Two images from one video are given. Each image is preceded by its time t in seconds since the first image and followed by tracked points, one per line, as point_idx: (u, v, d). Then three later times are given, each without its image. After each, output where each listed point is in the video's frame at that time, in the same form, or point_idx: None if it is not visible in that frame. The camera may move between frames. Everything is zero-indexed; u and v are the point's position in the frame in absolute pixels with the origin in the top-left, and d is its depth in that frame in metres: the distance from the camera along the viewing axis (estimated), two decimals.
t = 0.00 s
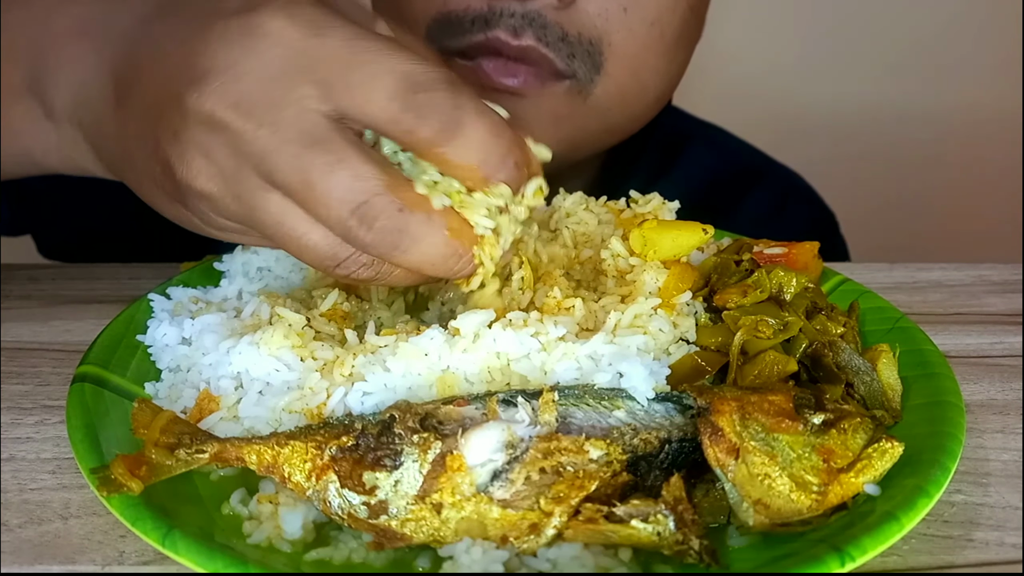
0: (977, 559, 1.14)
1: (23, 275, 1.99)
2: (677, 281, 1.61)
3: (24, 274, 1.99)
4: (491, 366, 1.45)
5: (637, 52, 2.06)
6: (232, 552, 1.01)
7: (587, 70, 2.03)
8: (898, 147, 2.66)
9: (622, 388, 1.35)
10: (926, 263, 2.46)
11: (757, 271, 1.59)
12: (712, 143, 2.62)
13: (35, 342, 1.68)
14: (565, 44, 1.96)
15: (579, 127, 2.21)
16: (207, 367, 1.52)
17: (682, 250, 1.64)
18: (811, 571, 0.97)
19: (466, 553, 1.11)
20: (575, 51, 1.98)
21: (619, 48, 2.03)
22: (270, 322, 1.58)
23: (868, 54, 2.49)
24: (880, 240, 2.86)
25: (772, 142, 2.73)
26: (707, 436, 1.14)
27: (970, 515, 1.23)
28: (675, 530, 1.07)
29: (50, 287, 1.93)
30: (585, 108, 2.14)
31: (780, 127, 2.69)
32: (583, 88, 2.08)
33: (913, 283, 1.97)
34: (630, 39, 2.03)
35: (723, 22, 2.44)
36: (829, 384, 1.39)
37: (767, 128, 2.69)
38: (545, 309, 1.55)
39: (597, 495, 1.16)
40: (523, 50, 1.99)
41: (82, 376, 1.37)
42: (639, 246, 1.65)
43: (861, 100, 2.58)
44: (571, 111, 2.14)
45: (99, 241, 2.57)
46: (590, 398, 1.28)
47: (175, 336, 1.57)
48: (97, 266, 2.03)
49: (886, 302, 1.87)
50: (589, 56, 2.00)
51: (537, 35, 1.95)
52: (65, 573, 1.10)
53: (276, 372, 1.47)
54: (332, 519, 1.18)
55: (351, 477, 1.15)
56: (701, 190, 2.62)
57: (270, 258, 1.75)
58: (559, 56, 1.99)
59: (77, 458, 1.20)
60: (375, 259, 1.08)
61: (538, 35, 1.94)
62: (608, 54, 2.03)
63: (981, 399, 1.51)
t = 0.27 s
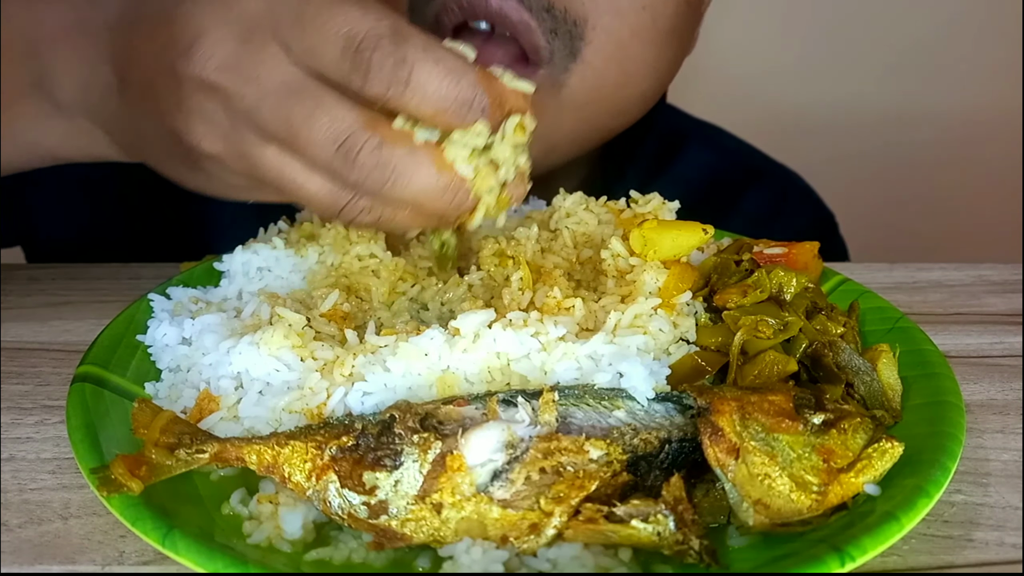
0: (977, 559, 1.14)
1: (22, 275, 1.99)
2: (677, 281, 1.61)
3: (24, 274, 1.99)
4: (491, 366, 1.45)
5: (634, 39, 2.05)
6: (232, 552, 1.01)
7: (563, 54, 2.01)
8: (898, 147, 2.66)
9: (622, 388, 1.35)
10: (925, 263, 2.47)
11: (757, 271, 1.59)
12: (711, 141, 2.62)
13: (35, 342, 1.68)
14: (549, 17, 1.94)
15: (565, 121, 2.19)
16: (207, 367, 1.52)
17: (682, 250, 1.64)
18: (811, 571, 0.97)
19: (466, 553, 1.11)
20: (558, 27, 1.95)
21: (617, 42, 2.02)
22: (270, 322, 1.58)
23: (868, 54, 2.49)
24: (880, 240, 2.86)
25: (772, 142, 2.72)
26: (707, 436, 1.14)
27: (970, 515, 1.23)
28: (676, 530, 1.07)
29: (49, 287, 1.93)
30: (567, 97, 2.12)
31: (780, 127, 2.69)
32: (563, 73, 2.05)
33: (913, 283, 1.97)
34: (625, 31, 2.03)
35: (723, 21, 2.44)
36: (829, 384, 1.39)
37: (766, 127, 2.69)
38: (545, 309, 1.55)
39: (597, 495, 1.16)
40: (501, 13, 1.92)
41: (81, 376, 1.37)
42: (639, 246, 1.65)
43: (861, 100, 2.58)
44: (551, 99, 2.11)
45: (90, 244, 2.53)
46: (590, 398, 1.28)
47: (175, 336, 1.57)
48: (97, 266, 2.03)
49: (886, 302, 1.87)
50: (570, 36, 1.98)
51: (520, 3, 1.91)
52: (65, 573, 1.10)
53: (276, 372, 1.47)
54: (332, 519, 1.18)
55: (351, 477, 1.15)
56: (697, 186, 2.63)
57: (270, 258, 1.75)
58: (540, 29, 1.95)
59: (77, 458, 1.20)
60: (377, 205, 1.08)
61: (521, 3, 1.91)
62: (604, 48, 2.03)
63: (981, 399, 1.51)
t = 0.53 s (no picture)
0: (977, 560, 1.14)
1: (23, 275, 1.98)
2: (677, 281, 1.61)
3: (24, 274, 1.99)
4: (491, 366, 1.45)
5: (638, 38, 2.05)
6: (232, 552, 1.01)
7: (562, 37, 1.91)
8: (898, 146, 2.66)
9: (622, 388, 1.35)
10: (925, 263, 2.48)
11: (757, 271, 1.59)
12: (709, 138, 2.63)
13: (35, 342, 1.68)
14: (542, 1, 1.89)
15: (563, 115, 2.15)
16: (207, 367, 1.52)
17: (682, 250, 1.64)
18: (811, 571, 0.97)
19: (465, 553, 1.11)
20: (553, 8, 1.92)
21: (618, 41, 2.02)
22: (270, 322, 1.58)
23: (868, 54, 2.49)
24: (880, 240, 2.86)
25: (771, 142, 2.73)
26: (707, 436, 1.14)
27: (970, 515, 1.23)
28: (675, 530, 1.07)
29: (50, 287, 1.93)
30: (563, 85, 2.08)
31: (779, 127, 2.69)
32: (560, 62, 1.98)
33: (913, 283, 1.97)
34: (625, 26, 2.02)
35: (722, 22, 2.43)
36: (829, 384, 1.39)
37: (766, 127, 2.69)
38: (545, 309, 1.55)
39: (597, 495, 1.16)
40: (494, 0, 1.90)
41: (81, 376, 1.37)
42: (639, 246, 1.65)
43: (861, 100, 2.57)
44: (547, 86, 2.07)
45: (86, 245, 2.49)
46: (590, 398, 1.28)
47: (175, 336, 1.57)
48: (97, 266, 2.03)
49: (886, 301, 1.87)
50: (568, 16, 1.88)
51: None
52: (65, 573, 1.10)
53: (276, 373, 1.47)
54: (332, 519, 1.18)
55: (351, 477, 1.15)
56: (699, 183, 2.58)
57: (270, 258, 1.75)
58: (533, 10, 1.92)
59: (77, 458, 1.20)
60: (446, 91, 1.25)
61: None
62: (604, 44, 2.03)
63: (981, 399, 1.51)
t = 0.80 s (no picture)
0: (976, 559, 1.14)
1: (23, 275, 1.99)
2: (677, 281, 1.62)
3: (24, 274, 1.99)
4: (491, 366, 1.45)
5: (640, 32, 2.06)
6: (232, 552, 1.01)
7: (573, 42, 2.02)
8: (897, 146, 2.66)
9: (622, 388, 1.35)
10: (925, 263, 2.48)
11: (757, 271, 1.59)
12: (712, 136, 2.63)
13: (35, 342, 1.68)
14: (553, 9, 1.95)
15: (561, 112, 2.21)
16: (207, 367, 1.52)
17: (682, 250, 1.64)
18: (811, 571, 0.97)
19: (466, 553, 1.11)
20: (563, 16, 1.97)
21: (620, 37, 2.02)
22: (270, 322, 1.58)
23: (868, 54, 2.49)
24: (880, 239, 2.86)
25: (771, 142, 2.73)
26: (707, 436, 1.14)
27: (970, 515, 1.23)
28: (675, 530, 1.07)
29: (49, 287, 1.93)
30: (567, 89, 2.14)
31: (779, 127, 2.69)
32: (566, 67, 2.09)
33: (913, 283, 1.97)
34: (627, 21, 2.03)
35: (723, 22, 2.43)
36: (829, 384, 1.39)
37: (766, 127, 2.69)
38: (545, 309, 1.55)
39: (597, 495, 1.16)
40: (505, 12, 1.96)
41: (81, 376, 1.37)
42: (639, 246, 1.65)
43: (861, 100, 2.57)
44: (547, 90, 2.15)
45: (84, 245, 2.50)
46: (590, 398, 1.29)
47: (175, 336, 1.57)
48: (98, 265, 2.03)
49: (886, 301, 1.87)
50: (579, 23, 1.99)
51: None
52: (65, 573, 1.10)
53: (276, 373, 1.47)
54: (333, 519, 1.18)
55: (351, 477, 1.14)
56: (698, 182, 2.66)
57: (270, 258, 1.75)
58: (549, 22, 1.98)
59: (77, 458, 1.20)
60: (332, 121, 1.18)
61: None
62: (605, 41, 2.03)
63: (981, 399, 1.51)
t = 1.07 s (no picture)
0: (977, 559, 1.14)
1: (23, 275, 1.98)
2: (677, 281, 1.62)
3: (24, 274, 1.99)
4: (491, 366, 1.45)
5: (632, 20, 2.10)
6: (232, 552, 1.01)
7: (576, 51, 2.11)
8: (897, 146, 2.66)
9: (622, 388, 1.35)
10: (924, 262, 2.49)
11: (757, 271, 1.59)
12: (713, 136, 2.62)
13: (35, 342, 1.68)
14: (554, 26, 2.04)
15: (563, 112, 2.28)
16: (207, 367, 1.52)
17: (682, 250, 1.64)
18: (810, 571, 0.97)
19: (466, 553, 1.11)
20: (563, 33, 2.06)
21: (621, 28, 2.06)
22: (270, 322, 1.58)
23: (868, 54, 2.49)
24: (880, 239, 2.86)
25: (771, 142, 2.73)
26: (707, 436, 1.14)
27: (970, 515, 1.23)
28: (675, 530, 1.07)
29: (49, 287, 1.93)
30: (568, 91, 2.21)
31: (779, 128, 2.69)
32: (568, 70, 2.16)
33: (913, 283, 1.97)
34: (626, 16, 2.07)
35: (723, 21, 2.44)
36: (829, 384, 1.39)
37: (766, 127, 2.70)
38: (545, 309, 1.55)
39: (597, 495, 1.16)
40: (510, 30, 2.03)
41: (81, 376, 1.37)
42: (639, 246, 1.65)
43: (861, 100, 2.57)
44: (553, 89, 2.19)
45: (89, 241, 2.53)
46: (590, 398, 1.29)
47: (175, 336, 1.57)
48: (97, 265, 2.03)
49: (887, 301, 1.87)
50: (579, 35, 2.08)
51: (524, 16, 2.00)
52: (65, 573, 1.10)
53: (276, 373, 1.47)
54: (333, 519, 1.18)
55: (351, 477, 1.14)
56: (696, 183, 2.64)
57: (270, 258, 1.75)
58: (547, 39, 2.07)
59: (77, 458, 1.20)
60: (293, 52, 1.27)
61: (526, 15, 2.00)
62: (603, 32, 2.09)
63: (981, 399, 1.51)
